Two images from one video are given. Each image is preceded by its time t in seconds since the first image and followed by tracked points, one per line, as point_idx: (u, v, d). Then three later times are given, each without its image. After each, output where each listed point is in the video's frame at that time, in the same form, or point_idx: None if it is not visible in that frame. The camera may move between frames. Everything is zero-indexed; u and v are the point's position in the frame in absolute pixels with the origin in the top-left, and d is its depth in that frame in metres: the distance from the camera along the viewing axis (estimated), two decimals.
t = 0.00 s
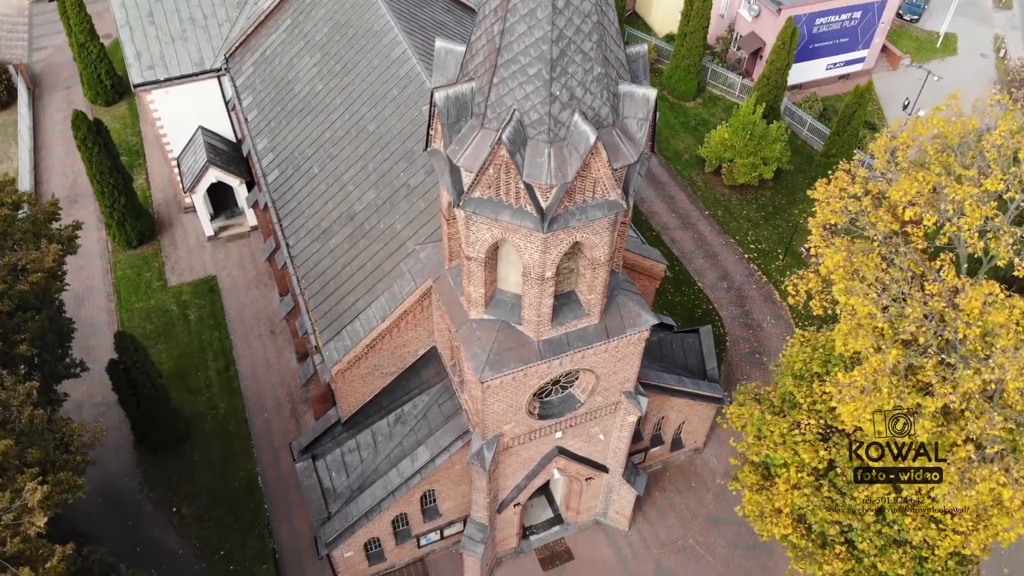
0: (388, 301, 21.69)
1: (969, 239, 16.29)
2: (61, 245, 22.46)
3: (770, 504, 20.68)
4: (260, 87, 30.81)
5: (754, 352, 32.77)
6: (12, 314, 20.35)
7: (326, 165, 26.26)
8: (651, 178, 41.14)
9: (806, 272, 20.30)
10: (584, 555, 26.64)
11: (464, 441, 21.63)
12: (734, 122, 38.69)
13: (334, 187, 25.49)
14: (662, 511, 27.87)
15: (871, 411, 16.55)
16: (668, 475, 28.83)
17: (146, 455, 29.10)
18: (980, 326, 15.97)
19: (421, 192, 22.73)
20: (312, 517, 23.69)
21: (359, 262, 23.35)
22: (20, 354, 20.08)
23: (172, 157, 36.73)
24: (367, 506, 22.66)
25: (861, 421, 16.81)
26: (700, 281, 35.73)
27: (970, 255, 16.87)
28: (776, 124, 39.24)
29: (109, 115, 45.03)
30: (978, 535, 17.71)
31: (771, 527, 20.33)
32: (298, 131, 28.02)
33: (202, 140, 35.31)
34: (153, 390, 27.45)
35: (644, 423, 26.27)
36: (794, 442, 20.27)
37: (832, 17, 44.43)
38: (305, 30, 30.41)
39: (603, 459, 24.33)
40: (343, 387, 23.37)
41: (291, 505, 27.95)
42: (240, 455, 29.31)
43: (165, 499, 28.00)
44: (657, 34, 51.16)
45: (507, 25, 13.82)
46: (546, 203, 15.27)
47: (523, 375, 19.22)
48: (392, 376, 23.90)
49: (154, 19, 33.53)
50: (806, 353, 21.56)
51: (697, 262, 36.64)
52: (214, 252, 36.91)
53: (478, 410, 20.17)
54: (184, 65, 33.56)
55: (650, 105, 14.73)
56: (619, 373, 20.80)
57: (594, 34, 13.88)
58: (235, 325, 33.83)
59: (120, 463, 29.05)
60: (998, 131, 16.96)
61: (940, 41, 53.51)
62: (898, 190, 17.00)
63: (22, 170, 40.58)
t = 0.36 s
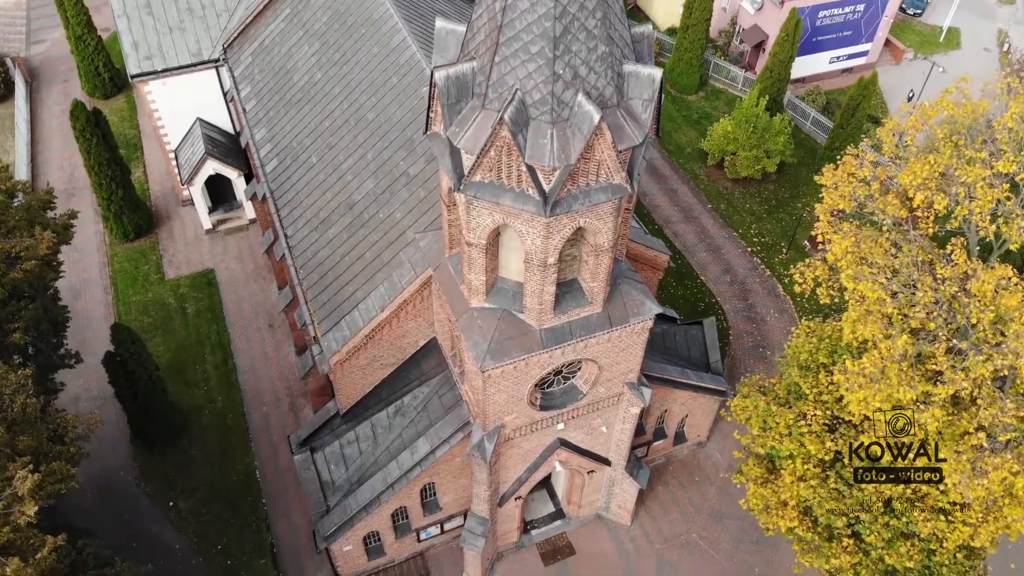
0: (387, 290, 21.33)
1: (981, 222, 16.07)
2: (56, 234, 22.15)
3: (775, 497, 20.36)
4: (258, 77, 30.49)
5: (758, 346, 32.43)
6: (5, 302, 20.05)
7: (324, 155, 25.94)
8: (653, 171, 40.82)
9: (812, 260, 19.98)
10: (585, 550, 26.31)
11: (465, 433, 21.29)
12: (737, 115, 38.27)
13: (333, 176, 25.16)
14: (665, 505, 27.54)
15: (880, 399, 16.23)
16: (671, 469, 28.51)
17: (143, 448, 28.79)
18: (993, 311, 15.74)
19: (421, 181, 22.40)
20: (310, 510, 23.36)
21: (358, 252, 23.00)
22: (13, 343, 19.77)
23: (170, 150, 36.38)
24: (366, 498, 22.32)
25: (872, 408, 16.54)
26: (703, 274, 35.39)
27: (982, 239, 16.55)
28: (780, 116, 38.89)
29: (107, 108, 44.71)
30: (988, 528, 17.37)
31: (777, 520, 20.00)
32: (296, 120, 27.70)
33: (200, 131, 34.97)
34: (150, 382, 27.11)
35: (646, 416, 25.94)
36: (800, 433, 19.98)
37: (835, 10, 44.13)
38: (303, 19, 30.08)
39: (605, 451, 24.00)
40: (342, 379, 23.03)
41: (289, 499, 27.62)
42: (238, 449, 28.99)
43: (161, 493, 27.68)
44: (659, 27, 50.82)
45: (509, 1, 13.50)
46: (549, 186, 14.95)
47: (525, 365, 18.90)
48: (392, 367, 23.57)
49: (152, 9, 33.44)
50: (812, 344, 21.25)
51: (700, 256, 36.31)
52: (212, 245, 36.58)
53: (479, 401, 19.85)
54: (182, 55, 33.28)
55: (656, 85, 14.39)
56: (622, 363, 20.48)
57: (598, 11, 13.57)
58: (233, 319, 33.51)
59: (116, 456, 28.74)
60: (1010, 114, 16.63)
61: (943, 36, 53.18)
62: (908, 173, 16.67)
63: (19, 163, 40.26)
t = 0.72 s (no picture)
0: (387, 279, 20.98)
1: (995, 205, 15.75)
2: (51, 221, 21.85)
3: (781, 489, 20.07)
4: (257, 66, 30.16)
5: (762, 339, 32.07)
6: None
7: (323, 143, 25.60)
8: (655, 164, 40.45)
9: (819, 247, 19.66)
10: (588, 544, 25.96)
11: (466, 424, 20.95)
12: (740, 107, 37.90)
13: (332, 165, 24.82)
14: (668, 499, 27.19)
15: (891, 386, 15.90)
16: (675, 464, 28.15)
17: (140, 442, 28.45)
18: (1007, 295, 15.40)
19: (421, 168, 22.05)
20: (309, 503, 23.03)
21: (358, 241, 22.65)
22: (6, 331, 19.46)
23: (167, 141, 36.01)
24: (366, 491, 21.96)
25: (882, 395, 16.27)
26: (706, 267, 35.03)
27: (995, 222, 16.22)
28: (783, 108, 38.54)
29: (104, 101, 44.35)
30: (999, 518, 17.04)
31: (783, 512, 19.69)
32: (295, 109, 27.38)
33: (197, 123, 34.60)
34: (146, 374, 26.70)
35: (650, 408, 25.58)
36: (807, 423, 19.68)
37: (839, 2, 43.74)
38: (302, 8, 29.76)
39: (608, 444, 23.65)
40: (341, 369, 22.69)
41: (288, 493, 27.28)
42: (236, 443, 28.65)
43: (158, 487, 27.33)
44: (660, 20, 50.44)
45: None
46: (552, 167, 14.59)
47: (527, 353, 18.55)
48: (392, 358, 23.24)
49: None
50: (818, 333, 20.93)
51: (703, 249, 35.95)
52: (210, 238, 36.21)
53: (480, 391, 19.52)
54: (180, 45, 32.95)
55: (662, 64, 14.03)
56: (626, 353, 20.13)
57: None
58: (231, 312, 33.16)
59: (112, 450, 28.38)
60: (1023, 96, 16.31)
61: (947, 30, 52.75)
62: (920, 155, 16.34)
63: (15, 155, 39.90)
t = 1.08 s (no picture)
0: (388, 267, 20.62)
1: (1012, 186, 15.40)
2: (48, 208, 21.61)
3: (789, 480, 19.75)
4: (257, 55, 29.82)
5: (767, 332, 31.71)
6: None
7: (324, 131, 25.27)
8: (659, 157, 40.10)
9: (829, 234, 19.31)
10: (592, 538, 25.62)
11: (469, 414, 20.61)
12: (745, 98, 37.56)
13: (333, 152, 24.48)
14: (673, 493, 26.85)
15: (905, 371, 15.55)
16: (680, 457, 27.80)
17: (139, 435, 28.11)
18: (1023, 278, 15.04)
19: (423, 155, 21.71)
20: (309, 496, 22.68)
21: (359, 229, 22.30)
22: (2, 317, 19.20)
23: (167, 132, 35.66)
24: (367, 483, 21.59)
25: (896, 380, 15.97)
26: (711, 260, 34.67)
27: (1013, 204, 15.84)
28: (789, 100, 38.17)
29: (103, 94, 44.02)
30: (1014, 508, 16.70)
31: (792, 504, 19.40)
32: (295, 98, 27.04)
33: (197, 113, 34.25)
34: (145, 365, 26.23)
35: (655, 400, 25.23)
36: (817, 413, 19.38)
37: None
38: None
39: (614, 436, 23.31)
40: (342, 359, 22.34)
41: (288, 487, 26.95)
42: (236, 435, 28.32)
43: (157, 480, 27.00)
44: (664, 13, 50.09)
45: None
46: (559, 147, 14.22)
47: (532, 341, 18.19)
48: (393, 348, 22.92)
49: None
50: (828, 321, 20.62)
51: (708, 241, 35.59)
52: (210, 230, 35.87)
53: (484, 380, 19.18)
54: (179, 35, 32.64)
55: (671, 40, 13.70)
56: (632, 341, 19.77)
57: None
58: (231, 304, 32.82)
59: (111, 443, 28.06)
60: None
61: (952, 23, 52.24)
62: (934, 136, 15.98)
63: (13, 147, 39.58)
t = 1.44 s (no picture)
0: (389, 255, 20.22)
1: None
2: (43, 195, 21.40)
3: (798, 472, 19.40)
4: (257, 44, 29.45)
5: (773, 325, 31.33)
6: None
7: (324, 120, 24.91)
8: (662, 150, 39.75)
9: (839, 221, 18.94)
10: (596, 533, 25.24)
11: (472, 405, 20.25)
12: (750, 91, 37.19)
13: (333, 141, 24.12)
14: (678, 487, 26.48)
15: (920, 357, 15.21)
16: (684, 451, 27.42)
17: (136, 428, 27.74)
18: None
19: (424, 142, 21.35)
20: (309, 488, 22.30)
21: (359, 218, 21.91)
22: None
23: (165, 124, 35.29)
24: (368, 475, 21.22)
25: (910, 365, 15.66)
26: (715, 253, 34.30)
27: None
28: (793, 92, 37.78)
29: (102, 86, 43.66)
30: None
31: (801, 496, 19.03)
32: (295, 86, 26.69)
33: (196, 104, 33.88)
34: (142, 357, 25.86)
35: (659, 393, 24.85)
36: (826, 403, 19.03)
37: None
38: None
39: (618, 428, 22.94)
40: (342, 350, 21.97)
41: (287, 481, 26.58)
42: (235, 429, 27.93)
43: (154, 474, 26.63)
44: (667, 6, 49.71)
45: None
46: (565, 127, 13.87)
47: (535, 329, 17.83)
48: (394, 339, 22.55)
49: None
50: (837, 311, 20.27)
51: (712, 235, 35.22)
52: (208, 223, 35.50)
53: (487, 369, 18.83)
54: (178, 25, 32.35)
55: (680, 17, 13.36)
56: (637, 331, 19.41)
57: None
58: (230, 297, 32.45)
59: (107, 437, 27.69)
60: None
61: (956, 17, 51.78)
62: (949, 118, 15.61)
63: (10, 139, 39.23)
